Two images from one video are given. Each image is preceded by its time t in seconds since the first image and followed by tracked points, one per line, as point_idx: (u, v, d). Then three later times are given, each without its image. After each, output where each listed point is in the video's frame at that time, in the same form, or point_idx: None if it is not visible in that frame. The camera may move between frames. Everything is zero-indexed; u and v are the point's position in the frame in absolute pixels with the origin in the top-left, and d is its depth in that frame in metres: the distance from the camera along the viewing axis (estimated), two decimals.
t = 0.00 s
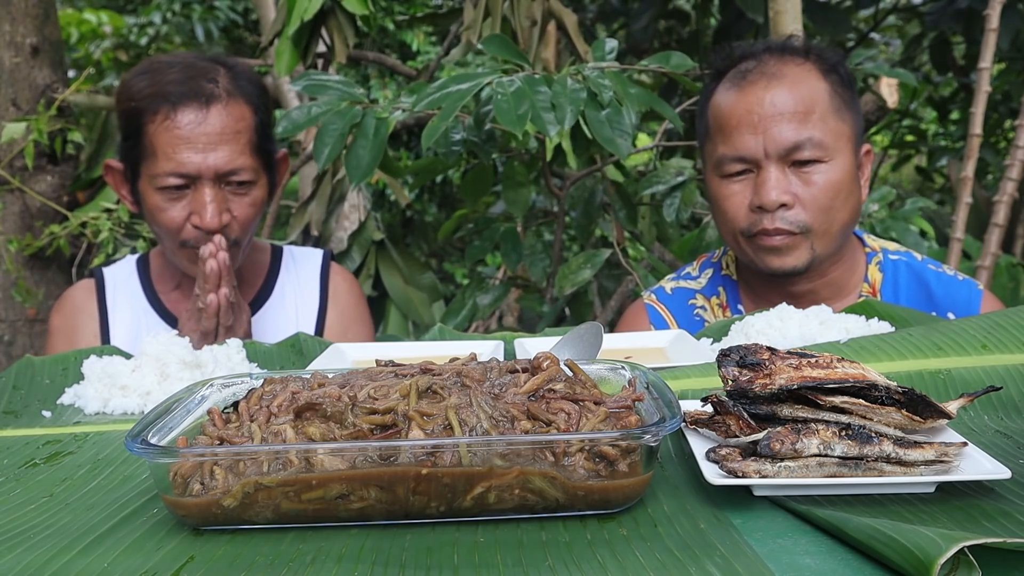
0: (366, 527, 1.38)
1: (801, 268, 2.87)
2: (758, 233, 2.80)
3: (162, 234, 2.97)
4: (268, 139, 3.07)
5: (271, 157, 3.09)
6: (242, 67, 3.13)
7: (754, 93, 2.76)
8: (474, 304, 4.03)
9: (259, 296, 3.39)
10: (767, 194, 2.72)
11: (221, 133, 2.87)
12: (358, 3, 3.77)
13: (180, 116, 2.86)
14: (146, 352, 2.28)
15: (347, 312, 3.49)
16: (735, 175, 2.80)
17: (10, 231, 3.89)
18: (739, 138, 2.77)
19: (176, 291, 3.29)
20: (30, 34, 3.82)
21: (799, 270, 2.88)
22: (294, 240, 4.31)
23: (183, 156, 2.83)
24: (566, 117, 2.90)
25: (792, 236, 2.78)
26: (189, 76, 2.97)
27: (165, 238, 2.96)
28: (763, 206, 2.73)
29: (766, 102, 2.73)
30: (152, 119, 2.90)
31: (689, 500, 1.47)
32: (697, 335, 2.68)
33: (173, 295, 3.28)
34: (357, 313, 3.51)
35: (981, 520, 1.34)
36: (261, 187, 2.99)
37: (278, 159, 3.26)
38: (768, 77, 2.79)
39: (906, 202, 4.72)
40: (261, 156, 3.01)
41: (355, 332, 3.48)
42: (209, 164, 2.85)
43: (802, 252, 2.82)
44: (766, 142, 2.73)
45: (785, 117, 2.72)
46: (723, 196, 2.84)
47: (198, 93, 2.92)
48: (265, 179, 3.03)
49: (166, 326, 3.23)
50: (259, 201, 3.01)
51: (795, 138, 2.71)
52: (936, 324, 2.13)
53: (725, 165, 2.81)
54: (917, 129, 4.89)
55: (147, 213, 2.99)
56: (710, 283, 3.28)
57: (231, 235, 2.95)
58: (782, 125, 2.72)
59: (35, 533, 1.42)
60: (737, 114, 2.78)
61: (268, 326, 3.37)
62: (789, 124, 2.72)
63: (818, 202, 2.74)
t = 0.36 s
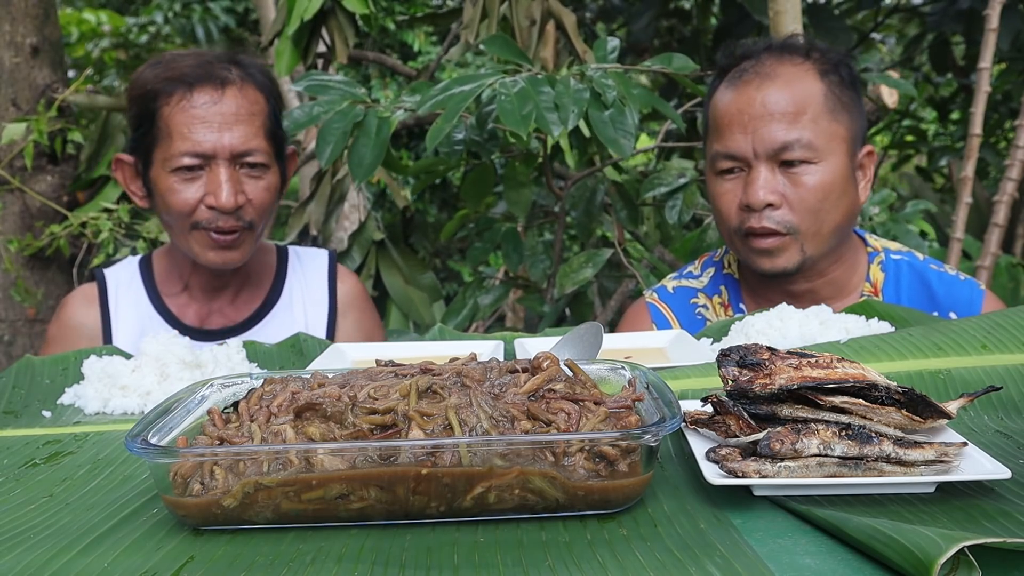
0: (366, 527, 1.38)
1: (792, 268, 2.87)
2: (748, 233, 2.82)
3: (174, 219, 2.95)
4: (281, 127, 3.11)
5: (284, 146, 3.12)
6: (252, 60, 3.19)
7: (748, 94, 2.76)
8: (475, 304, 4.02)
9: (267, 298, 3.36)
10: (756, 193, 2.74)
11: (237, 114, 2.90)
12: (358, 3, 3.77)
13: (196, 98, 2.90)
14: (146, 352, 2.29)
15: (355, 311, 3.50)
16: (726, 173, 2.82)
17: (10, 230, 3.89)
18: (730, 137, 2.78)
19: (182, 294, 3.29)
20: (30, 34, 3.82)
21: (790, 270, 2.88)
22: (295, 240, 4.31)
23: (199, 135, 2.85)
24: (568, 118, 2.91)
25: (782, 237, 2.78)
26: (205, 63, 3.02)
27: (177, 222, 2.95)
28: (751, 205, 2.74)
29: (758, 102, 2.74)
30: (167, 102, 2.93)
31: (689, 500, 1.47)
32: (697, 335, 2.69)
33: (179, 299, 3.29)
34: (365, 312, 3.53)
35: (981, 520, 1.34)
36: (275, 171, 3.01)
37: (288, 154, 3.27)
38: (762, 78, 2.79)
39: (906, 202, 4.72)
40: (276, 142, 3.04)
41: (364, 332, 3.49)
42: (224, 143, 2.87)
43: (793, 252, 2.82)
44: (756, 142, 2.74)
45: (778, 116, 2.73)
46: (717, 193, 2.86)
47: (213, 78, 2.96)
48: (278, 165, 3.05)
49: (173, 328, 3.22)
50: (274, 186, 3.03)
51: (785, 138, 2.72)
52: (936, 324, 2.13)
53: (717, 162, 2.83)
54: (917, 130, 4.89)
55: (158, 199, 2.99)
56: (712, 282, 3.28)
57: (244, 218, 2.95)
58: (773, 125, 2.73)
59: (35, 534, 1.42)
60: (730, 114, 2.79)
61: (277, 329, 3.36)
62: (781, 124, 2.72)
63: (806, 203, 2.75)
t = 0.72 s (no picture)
0: (366, 527, 1.38)
1: (792, 261, 2.86)
2: (749, 226, 2.81)
3: (179, 207, 2.94)
4: (293, 122, 3.11)
5: (295, 141, 3.12)
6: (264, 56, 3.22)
7: (750, 88, 2.76)
8: (475, 304, 4.02)
9: (274, 300, 3.36)
10: (757, 187, 2.74)
11: (248, 103, 2.91)
12: (358, 3, 3.77)
13: (207, 86, 2.92)
14: (146, 352, 2.29)
15: (364, 311, 3.51)
16: (727, 166, 2.82)
17: (10, 230, 3.89)
18: (732, 131, 2.78)
19: (187, 295, 3.29)
20: (30, 34, 3.82)
21: (790, 263, 2.87)
22: (295, 240, 4.31)
23: (208, 121, 2.86)
24: (571, 117, 2.91)
25: (783, 230, 2.78)
26: (219, 55, 3.04)
27: (182, 210, 2.94)
28: (753, 198, 2.75)
29: (760, 97, 2.73)
30: (178, 91, 2.95)
31: (689, 500, 1.47)
32: (697, 335, 2.69)
33: (184, 299, 3.28)
34: (373, 311, 3.54)
35: (981, 520, 1.34)
36: (284, 164, 3.01)
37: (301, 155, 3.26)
38: (764, 73, 2.79)
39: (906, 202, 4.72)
40: (287, 137, 3.04)
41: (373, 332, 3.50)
42: (234, 131, 2.88)
43: (793, 246, 2.82)
44: (758, 135, 2.73)
45: (780, 110, 2.73)
46: (717, 188, 2.86)
47: (225, 68, 2.98)
48: (287, 159, 3.05)
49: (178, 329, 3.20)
50: (283, 179, 3.02)
51: (787, 131, 2.72)
52: (935, 324, 2.13)
53: (719, 156, 2.82)
54: (917, 130, 4.89)
55: (164, 187, 2.99)
56: (711, 278, 3.29)
57: (251, 208, 2.94)
58: (774, 120, 2.73)
59: (35, 533, 1.42)
60: (731, 108, 2.79)
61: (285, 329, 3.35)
62: (783, 118, 2.72)
63: (808, 197, 2.75)
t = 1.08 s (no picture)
0: (366, 527, 1.38)
1: (787, 244, 2.85)
2: (744, 214, 2.78)
3: (190, 194, 2.93)
4: (309, 113, 3.10)
5: (312, 134, 3.11)
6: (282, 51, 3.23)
7: (727, 80, 2.77)
8: (475, 304, 4.02)
9: (283, 301, 3.36)
10: (749, 173, 2.71)
11: (264, 89, 2.91)
12: (358, 4, 3.77)
13: (223, 72, 2.92)
14: (147, 352, 2.29)
15: (373, 305, 3.51)
16: (715, 158, 2.79)
17: (10, 230, 3.89)
18: (716, 122, 2.76)
19: (197, 295, 3.28)
20: (30, 34, 3.83)
21: (786, 247, 2.86)
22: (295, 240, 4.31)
23: (223, 106, 2.85)
24: (572, 118, 2.90)
25: (778, 213, 2.77)
26: (237, 44, 3.05)
27: (193, 197, 2.92)
28: (747, 185, 2.72)
29: (739, 88, 2.74)
30: (194, 78, 2.95)
31: (689, 500, 1.47)
32: (697, 336, 2.69)
33: (194, 300, 3.27)
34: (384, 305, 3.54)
35: (981, 520, 1.34)
36: (299, 154, 3.00)
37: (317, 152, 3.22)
38: (740, 65, 2.81)
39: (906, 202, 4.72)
40: (303, 128, 3.03)
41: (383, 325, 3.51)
42: (249, 117, 2.87)
43: (788, 228, 2.81)
44: (744, 124, 2.73)
45: (761, 97, 2.73)
46: (706, 181, 2.82)
47: (243, 56, 2.99)
48: (303, 149, 3.04)
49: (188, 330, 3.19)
50: (299, 169, 3.01)
51: (772, 116, 2.72)
52: (935, 324, 2.13)
53: (704, 150, 2.79)
54: (917, 130, 4.89)
55: (175, 175, 2.97)
56: (694, 272, 3.28)
57: (264, 196, 2.92)
58: (758, 107, 2.73)
59: (35, 533, 1.43)
60: (713, 101, 2.78)
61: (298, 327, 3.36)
62: (765, 105, 2.72)
63: (799, 177, 2.75)
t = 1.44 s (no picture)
0: (366, 527, 1.38)
1: (758, 227, 2.90)
2: (712, 201, 2.83)
3: (206, 191, 2.92)
4: (328, 110, 3.09)
5: (330, 130, 3.11)
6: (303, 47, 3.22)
7: (690, 74, 2.79)
8: (475, 304, 4.02)
9: (297, 297, 3.35)
10: (715, 163, 2.76)
11: (283, 86, 2.90)
12: (358, 3, 3.76)
13: (241, 67, 2.91)
14: (147, 352, 2.28)
15: (388, 297, 3.52)
16: (683, 149, 2.84)
17: (10, 230, 3.88)
18: (681, 116, 2.80)
19: (211, 293, 3.28)
20: (30, 34, 3.83)
21: (757, 230, 2.91)
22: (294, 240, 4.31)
23: (241, 102, 2.84)
24: (571, 117, 2.91)
25: (745, 198, 2.82)
26: (255, 39, 3.04)
27: (209, 193, 2.92)
28: (714, 174, 2.77)
29: (701, 80, 2.77)
30: (211, 73, 2.94)
31: (689, 500, 1.48)
32: (697, 335, 2.69)
33: (209, 298, 3.27)
34: (398, 297, 3.55)
35: (981, 520, 1.34)
36: (317, 151, 3.00)
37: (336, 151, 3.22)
38: (700, 58, 2.83)
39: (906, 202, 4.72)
40: (321, 125, 3.02)
41: (399, 319, 3.52)
42: (268, 114, 2.85)
43: (758, 211, 2.86)
44: (707, 116, 2.76)
45: (724, 88, 2.75)
46: (675, 172, 2.88)
47: (261, 51, 2.98)
48: (320, 146, 3.04)
49: (202, 329, 3.18)
50: (317, 167, 3.01)
51: (734, 106, 2.75)
52: (935, 324, 2.13)
53: (672, 142, 2.84)
54: (917, 130, 4.89)
55: (192, 172, 2.97)
56: (675, 263, 3.34)
57: (283, 193, 2.93)
58: (720, 97, 2.76)
59: (35, 533, 1.42)
60: (676, 95, 2.81)
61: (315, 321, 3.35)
62: (727, 95, 2.75)
63: (765, 163, 2.79)
